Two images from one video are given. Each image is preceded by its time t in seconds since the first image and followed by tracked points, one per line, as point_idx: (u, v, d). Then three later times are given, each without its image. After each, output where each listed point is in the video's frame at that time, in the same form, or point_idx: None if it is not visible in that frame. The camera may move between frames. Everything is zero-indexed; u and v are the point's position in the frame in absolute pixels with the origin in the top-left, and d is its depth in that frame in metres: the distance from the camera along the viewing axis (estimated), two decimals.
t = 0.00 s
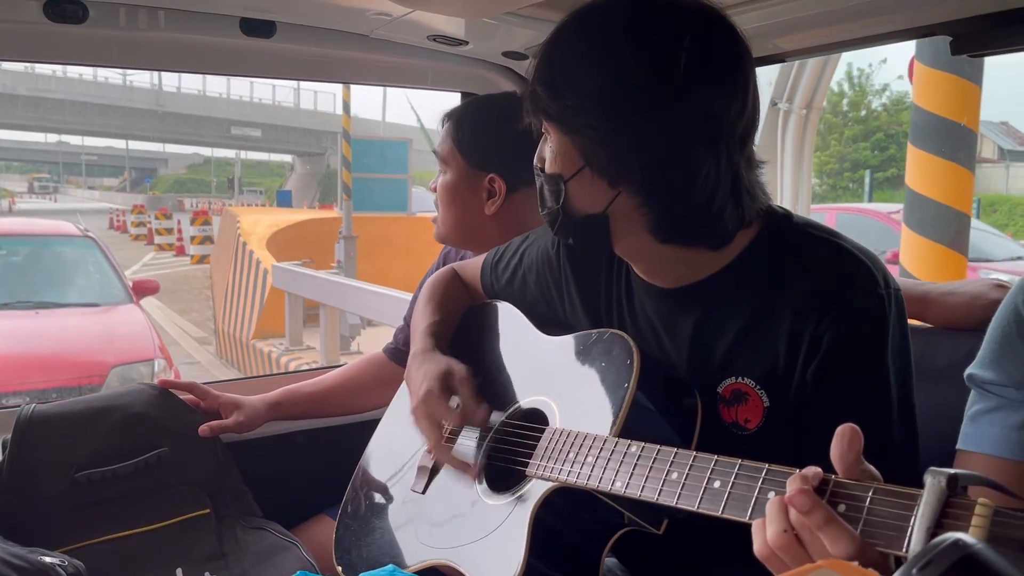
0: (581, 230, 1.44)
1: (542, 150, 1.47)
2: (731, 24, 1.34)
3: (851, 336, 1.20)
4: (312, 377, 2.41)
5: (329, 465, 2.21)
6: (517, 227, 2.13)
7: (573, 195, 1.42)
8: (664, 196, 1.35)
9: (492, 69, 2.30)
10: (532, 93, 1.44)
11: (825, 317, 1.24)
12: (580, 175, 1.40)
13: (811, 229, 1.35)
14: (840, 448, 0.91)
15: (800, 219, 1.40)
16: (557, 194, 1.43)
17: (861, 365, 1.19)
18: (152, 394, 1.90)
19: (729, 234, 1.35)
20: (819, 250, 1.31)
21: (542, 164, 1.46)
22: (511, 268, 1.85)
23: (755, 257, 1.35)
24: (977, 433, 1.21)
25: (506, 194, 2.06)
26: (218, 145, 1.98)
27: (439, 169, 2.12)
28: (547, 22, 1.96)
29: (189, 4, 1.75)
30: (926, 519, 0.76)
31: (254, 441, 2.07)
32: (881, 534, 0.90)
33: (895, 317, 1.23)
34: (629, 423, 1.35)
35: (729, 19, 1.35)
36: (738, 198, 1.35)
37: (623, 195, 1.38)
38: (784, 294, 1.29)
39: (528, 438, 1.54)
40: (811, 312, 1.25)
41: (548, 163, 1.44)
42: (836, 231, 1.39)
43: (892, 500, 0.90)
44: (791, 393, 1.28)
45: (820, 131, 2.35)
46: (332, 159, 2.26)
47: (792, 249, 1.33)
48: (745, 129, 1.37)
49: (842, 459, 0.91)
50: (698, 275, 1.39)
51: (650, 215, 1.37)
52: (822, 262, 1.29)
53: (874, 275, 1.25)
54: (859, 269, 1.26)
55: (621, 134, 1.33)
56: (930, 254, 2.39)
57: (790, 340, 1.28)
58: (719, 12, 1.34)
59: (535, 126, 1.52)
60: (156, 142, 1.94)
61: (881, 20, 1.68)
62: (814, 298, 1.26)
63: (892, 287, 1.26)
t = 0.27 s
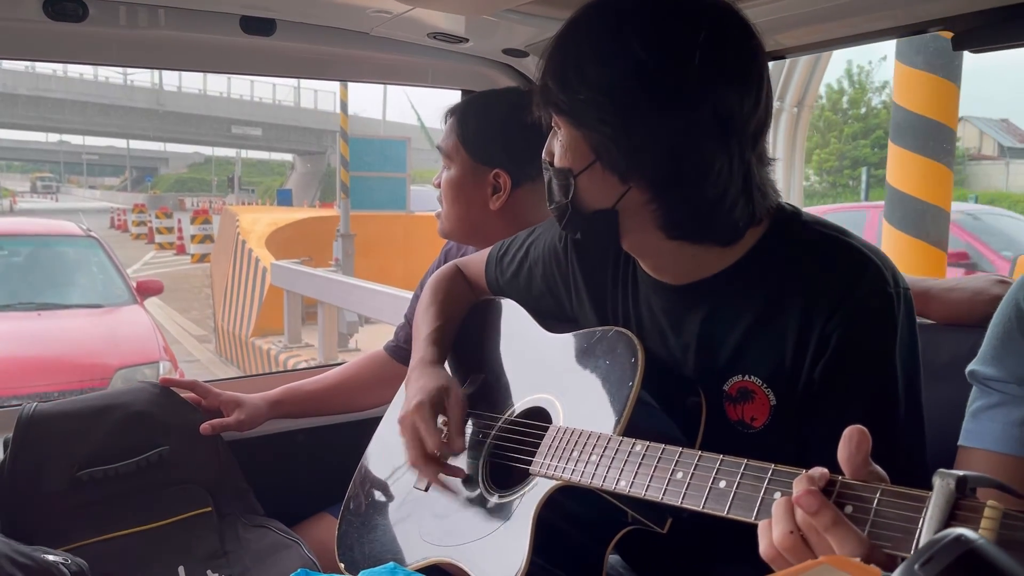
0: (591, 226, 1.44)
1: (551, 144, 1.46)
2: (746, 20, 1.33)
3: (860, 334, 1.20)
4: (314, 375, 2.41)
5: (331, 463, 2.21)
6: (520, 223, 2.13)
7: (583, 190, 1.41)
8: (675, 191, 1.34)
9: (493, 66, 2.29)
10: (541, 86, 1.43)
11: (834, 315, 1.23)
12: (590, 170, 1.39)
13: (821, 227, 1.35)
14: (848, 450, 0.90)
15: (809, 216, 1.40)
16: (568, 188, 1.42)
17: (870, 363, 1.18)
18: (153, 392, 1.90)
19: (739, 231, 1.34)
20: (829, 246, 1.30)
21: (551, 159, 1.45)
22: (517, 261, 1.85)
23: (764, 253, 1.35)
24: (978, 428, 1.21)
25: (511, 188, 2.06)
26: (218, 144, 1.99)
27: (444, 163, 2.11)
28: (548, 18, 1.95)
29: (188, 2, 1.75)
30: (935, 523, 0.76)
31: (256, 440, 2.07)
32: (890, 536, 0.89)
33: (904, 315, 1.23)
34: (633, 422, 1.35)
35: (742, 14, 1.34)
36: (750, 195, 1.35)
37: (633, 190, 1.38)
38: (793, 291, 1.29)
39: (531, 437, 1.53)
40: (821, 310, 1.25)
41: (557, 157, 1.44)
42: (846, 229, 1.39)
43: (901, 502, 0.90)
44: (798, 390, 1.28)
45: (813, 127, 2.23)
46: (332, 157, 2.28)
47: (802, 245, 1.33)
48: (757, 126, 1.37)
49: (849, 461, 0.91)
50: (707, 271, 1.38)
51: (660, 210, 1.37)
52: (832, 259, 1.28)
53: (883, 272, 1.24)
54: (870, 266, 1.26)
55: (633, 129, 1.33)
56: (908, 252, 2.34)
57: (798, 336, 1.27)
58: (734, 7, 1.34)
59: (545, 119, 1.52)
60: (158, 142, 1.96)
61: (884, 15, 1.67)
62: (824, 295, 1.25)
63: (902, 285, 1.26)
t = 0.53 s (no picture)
0: (592, 225, 1.43)
1: (553, 143, 1.46)
2: (747, 19, 1.34)
3: (861, 334, 1.20)
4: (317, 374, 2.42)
5: (335, 462, 2.21)
6: (524, 222, 2.13)
7: (585, 189, 1.41)
8: (677, 190, 1.34)
9: (496, 64, 2.29)
10: (543, 85, 1.43)
11: (837, 314, 1.23)
12: (592, 169, 1.39)
13: (823, 226, 1.35)
14: (851, 450, 0.90)
15: (811, 215, 1.40)
16: (570, 186, 1.42)
17: (874, 362, 1.18)
18: (158, 391, 1.91)
19: (741, 229, 1.34)
20: (833, 244, 1.31)
21: (553, 157, 1.45)
22: (519, 261, 1.85)
23: (767, 251, 1.35)
24: (985, 426, 1.21)
25: (514, 186, 2.06)
26: (220, 144, 1.99)
27: (446, 162, 2.11)
28: (551, 17, 1.95)
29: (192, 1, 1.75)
30: (938, 521, 0.76)
31: (259, 439, 2.07)
32: (892, 535, 0.89)
33: (907, 314, 1.23)
34: (637, 421, 1.35)
35: (743, 13, 1.34)
36: (752, 194, 1.35)
37: (635, 189, 1.37)
38: (796, 290, 1.29)
39: (535, 434, 1.54)
40: (824, 308, 1.25)
41: (559, 156, 1.43)
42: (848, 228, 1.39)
43: (904, 501, 0.90)
44: (801, 389, 1.28)
45: (813, 125, 2.13)
46: (334, 156, 2.28)
47: (804, 244, 1.33)
48: (759, 125, 1.37)
49: (852, 460, 0.90)
50: (709, 270, 1.38)
51: (662, 210, 1.36)
52: (835, 257, 1.28)
53: (886, 272, 1.24)
54: (872, 265, 1.26)
55: (635, 128, 1.33)
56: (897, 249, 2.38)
57: (801, 335, 1.27)
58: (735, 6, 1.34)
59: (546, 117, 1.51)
60: (159, 141, 1.97)
61: (887, 12, 1.67)
62: (826, 294, 1.26)
63: (905, 283, 1.26)
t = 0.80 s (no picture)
0: (593, 228, 1.43)
1: (553, 146, 1.46)
2: (746, 20, 1.34)
3: (861, 335, 1.20)
4: (320, 373, 2.42)
5: (337, 461, 2.21)
6: (532, 219, 2.13)
7: (585, 192, 1.40)
8: (677, 192, 1.34)
9: (498, 64, 2.29)
10: (543, 88, 1.43)
11: (839, 314, 1.23)
12: (592, 172, 1.38)
13: (824, 226, 1.35)
14: (850, 445, 0.90)
15: (813, 215, 1.40)
16: (569, 190, 1.41)
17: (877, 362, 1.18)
18: (160, 390, 1.91)
19: (743, 230, 1.34)
20: (834, 244, 1.30)
21: (552, 161, 1.44)
22: (521, 262, 1.85)
23: (769, 252, 1.35)
24: (987, 425, 1.20)
25: (524, 182, 2.06)
26: (223, 144, 1.99)
27: (455, 163, 2.10)
28: (553, 17, 1.95)
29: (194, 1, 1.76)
30: (937, 517, 0.76)
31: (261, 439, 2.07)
32: (893, 531, 0.89)
33: (909, 313, 1.23)
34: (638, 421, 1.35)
35: (742, 14, 1.34)
36: (753, 194, 1.34)
37: (637, 191, 1.37)
38: (798, 290, 1.29)
39: (537, 434, 1.54)
40: (826, 308, 1.25)
41: (560, 159, 1.42)
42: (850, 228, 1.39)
43: (904, 496, 0.90)
44: (803, 389, 1.28)
45: (813, 124, 2.09)
46: (338, 156, 2.29)
47: (805, 244, 1.33)
48: (759, 126, 1.37)
49: (852, 456, 0.90)
50: (711, 271, 1.38)
51: (663, 212, 1.36)
52: (835, 257, 1.28)
53: (888, 273, 1.24)
54: (874, 264, 1.25)
55: (636, 130, 1.33)
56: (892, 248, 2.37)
57: (803, 335, 1.27)
58: (734, 7, 1.34)
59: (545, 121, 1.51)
60: (165, 142, 1.97)
61: (891, 11, 1.67)
62: (827, 294, 1.25)
63: (906, 284, 1.26)
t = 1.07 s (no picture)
0: (599, 226, 1.43)
1: (560, 143, 1.45)
2: (760, 21, 1.33)
3: (865, 340, 1.19)
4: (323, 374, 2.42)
5: (339, 462, 2.21)
6: (533, 221, 2.13)
7: (591, 190, 1.40)
8: (682, 192, 1.34)
9: (501, 66, 2.29)
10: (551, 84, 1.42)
11: (845, 317, 1.23)
12: (599, 170, 1.38)
13: (832, 230, 1.34)
14: (856, 457, 0.89)
15: (820, 219, 1.39)
16: (575, 185, 1.41)
17: (880, 367, 1.18)
18: (159, 392, 1.89)
19: (749, 232, 1.33)
20: (842, 247, 1.30)
21: (559, 157, 1.44)
22: (524, 263, 1.85)
23: (775, 254, 1.34)
24: (988, 425, 1.19)
25: (523, 185, 2.06)
26: (228, 144, 1.99)
27: (455, 164, 2.10)
28: (555, 19, 1.95)
29: (195, 3, 1.76)
30: (942, 530, 0.75)
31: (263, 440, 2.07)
32: (897, 545, 0.88)
33: (916, 319, 1.22)
34: (639, 426, 1.35)
35: (756, 15, 1.34)
36: (760, 197, 1.34)
37: (643, 190, 1.37)
38: (803, 293, 1.29)
39: (538, 438, 1.53)
40: (832, 311, 1.24)
41: (566, 156, 1.42)
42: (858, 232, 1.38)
43: (909, 510, 0.89)
44: (808, 394, 1.27)
45: (819, 125, 2.09)
46: (342, 156, 2.30)
47: (811, 247, 1.32)
48: (770, 128, 1.36)
49: (857, 468, 0.89)
50: (716, 273, 1.38)
51: (669, 212, 1.36)
52: (842, 261, 1.28)
53: (895, 278, 1.23)
54: (882, 268, 1.25)
55: (645, 129, 1.32)
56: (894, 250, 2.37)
57: (807, 340, 1.27)
58: (749, 8, 1.33)
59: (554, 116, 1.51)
60: (169, 142, 1.96)
61: (895, 12, 1.66)
62: (833, 298, 1.25)
63: (914, 290, 1.25)
